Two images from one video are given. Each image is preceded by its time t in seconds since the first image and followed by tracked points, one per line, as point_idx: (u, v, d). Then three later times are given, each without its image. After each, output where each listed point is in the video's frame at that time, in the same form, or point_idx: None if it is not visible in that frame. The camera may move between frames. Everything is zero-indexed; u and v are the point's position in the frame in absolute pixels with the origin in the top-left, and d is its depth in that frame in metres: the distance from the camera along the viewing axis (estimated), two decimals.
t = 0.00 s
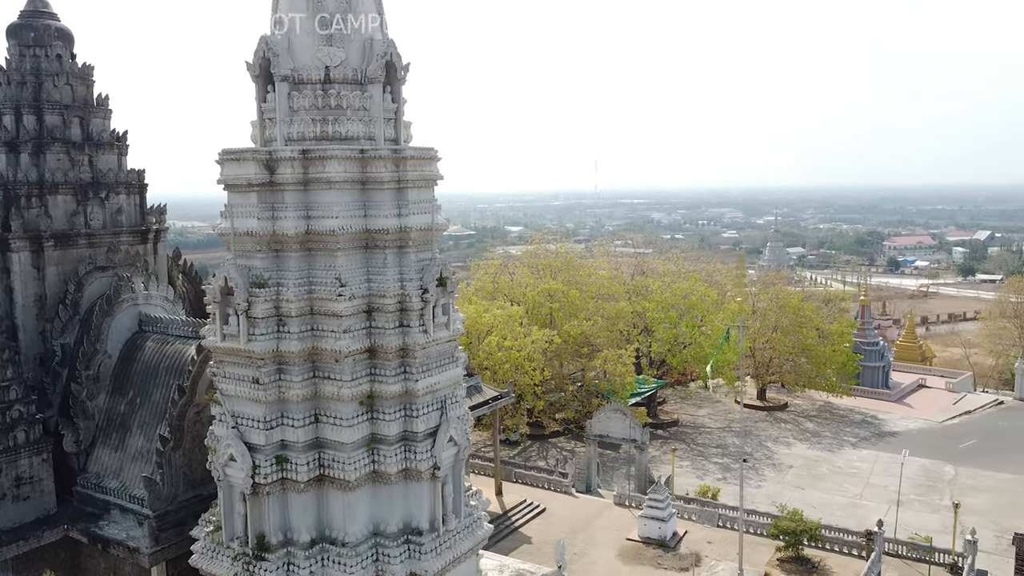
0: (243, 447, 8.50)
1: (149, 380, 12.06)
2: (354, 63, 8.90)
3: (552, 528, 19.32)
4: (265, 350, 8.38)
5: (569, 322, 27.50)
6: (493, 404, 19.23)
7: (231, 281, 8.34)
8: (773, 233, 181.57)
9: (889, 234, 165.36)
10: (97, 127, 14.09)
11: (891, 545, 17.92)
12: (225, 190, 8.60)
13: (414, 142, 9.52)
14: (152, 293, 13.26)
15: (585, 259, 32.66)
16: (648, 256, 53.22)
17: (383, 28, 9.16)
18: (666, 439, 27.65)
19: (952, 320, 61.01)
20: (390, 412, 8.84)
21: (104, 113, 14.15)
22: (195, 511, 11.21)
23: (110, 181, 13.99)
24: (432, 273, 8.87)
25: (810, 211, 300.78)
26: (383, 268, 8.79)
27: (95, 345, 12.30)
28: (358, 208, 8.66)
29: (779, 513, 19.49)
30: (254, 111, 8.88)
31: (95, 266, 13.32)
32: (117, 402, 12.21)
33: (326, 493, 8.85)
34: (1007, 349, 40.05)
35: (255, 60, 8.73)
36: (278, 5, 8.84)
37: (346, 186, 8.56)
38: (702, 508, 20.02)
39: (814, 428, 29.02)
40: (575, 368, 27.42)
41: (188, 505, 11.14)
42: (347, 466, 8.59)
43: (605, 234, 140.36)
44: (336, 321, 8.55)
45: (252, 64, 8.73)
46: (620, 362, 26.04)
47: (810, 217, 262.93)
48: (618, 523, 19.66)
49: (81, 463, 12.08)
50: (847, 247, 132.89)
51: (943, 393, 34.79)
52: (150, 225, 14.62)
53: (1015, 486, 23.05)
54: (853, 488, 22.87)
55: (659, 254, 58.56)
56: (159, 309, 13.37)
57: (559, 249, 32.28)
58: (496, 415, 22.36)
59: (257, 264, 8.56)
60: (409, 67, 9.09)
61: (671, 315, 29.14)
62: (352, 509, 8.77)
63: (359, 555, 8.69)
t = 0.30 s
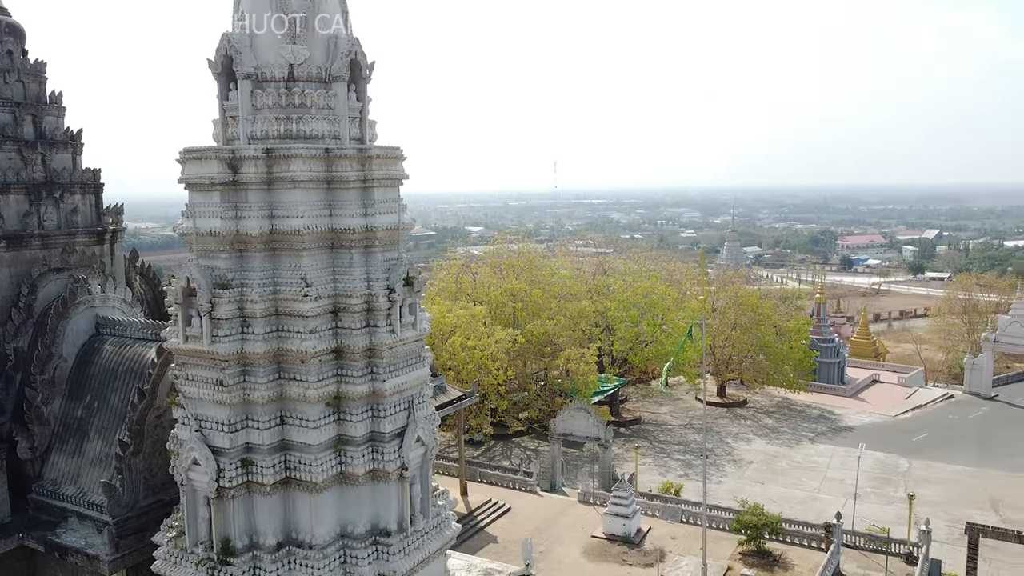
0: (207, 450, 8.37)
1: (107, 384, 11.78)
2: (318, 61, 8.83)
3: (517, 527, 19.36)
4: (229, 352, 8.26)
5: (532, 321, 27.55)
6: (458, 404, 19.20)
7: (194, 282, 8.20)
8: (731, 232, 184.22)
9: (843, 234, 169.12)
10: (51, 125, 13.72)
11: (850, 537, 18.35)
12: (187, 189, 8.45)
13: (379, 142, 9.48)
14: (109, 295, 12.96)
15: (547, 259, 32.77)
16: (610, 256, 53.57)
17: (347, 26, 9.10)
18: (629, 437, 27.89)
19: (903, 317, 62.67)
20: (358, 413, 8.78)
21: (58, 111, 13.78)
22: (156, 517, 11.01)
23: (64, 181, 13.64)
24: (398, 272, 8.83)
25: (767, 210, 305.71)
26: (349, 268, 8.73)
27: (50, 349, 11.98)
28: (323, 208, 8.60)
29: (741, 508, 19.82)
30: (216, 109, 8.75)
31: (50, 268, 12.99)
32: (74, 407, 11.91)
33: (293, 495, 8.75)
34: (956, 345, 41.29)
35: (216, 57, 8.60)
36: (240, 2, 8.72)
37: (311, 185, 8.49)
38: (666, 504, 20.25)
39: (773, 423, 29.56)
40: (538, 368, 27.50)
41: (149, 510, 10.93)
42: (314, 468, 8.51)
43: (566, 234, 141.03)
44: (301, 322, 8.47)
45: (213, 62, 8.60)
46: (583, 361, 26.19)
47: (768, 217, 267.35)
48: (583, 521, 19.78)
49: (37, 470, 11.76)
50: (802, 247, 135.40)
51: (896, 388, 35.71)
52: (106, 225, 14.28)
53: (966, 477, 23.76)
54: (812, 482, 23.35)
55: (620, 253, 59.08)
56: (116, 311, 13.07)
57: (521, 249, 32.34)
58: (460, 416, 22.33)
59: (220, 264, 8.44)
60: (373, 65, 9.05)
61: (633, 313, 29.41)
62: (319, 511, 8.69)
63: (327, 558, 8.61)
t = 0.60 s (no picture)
0: (168, 456, 8.21)
1: (61, 389, 11.46)
2: (279, 60, 8.73)
3: (481, 527, 19.37)
4: (191, 355, 8.12)
5: (493, 322, 27.53)
6: (420, 405, 19.14)
7: (154, 284, 8.04)
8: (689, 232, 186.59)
9: (797, 233, 172.61)
10: None
11: (807, 530, 18.76)
12: (146, 189, 8.29)
13: (342, 141, 9.41)
14: (62, 298, 12.63)
15: (508, 260, 32.82)
16: (570, 255, 53.85)
17: (309, 25, 9.02)
18: (590, 435, 28.11)
19: (855, 314, 64.27)
20: (322, 415, 8.71)
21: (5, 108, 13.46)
22: (114, 524, 10.78)
23: (13, 180, 13.31)
24: (363, 273, 8.78)
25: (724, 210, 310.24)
26: (312, 269, 8.65)
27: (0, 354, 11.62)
28: (286, 208, 8.52)
29: (701, 504, 20.12)
30: (175, 108, 8.60)
31: None
32: (25, 413, 11.54)
33: (256, 500, 8.64)
34: (905, 341, 42.49)
35: (175, 55, 8.44)
36: None
37: (273, 185, 8.40)
38: (628, 501, 20.46)
39: (730, 420, 30.07)
40: (499, 367, 27.51)
41: (106, 518, 10.69)
42: (278, 471, 8.41)
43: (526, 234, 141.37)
44: (264, 323, 8.37)
45: (172, 59, 8.44)
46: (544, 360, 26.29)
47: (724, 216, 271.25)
48: (546, 519, 19.87)
49: None
50: (756, 246, 137.84)
51: (849, 384, 36.62)
52: (59, 226, 13.92)
53: (917, 470, 24.48)
54: (769, 477, 23.82)
55: (579, 253, 59.49)
56: (70, 315, 12.75)
57: (482, 250, 32.31)
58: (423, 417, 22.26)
59: (180, 266, 8.29)
60: (336, 64, 8.98)
61: (593, 313, 29.64)
62: (284, 515, 8.59)
63: (292, 562, 8.52)
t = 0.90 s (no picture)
0: (127, 462, 8.05)
1: (13, 395, 11.13)
2: (240, 58, 8.63)
3: (444, 528, 19.33)
4: (151, 358, 7.97)
5: (454, 322, 27.42)
6: (382, 406, 19.02)
7: (111, 286, 7.87)
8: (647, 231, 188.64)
9: (752, 232, 175.76)
10: None
11: (766, 524, 19.14)
12: (103, 189, 8.11)
13: (304, 141, 9.33)
14: (12, 302, 12.31)
15: (468, 260, 32.75)
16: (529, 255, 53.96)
17: (269, 23, 8.93)
18: (552, 434, 28.25)
19: (807, 311, 65.77)
20: (286, 417, 8.62)
21: None
22: (71, 533, 10.51)
23: None
24: (327, 273, 8.72)
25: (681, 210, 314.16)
26: (275, 270, 8.56)
27: None
28: (248, 208, 8.41)
29: (662, 500, 20.39)
30: (132, 107, 8.42)
31: None
32: None
33: (220, 504, 8.51)
34: (856, 337, 43.58)
35: (131, 53, 8.28)
36: None
37: (235, 185, 8.30)
38: (590, 499, 20.64)
39: (689, 417, 30.51)
40: (460, 368, 27.47)
41: (61, 526, 10.41)
42: (242, 475, 8.30)
43: (485, 234, 141.32)
44: (227, 326, 8.24)
45: (129, 57, 8.28)
46: (505, 360, 26.33)
47: (681, 215, 274.94)
48: (509, 519, 19.93)
49: None
50: (712, 246, 139.91)
51: (803, 379, 37.46)
52: (7, 229, 13.57)
53: (869, 462, 25.17)
54: (727, 473, 24.24)
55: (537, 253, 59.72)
56: (20, 319, 12.42)
57: (442, 251, 32.17)
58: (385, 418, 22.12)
59: (139, 267, 8.12)
60: (298, 63, 8.90)
61: (553, 313, 29.81)
62: (248, 519, 8.48)
63: (257, 566, 8.41)
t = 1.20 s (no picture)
0: (92, 467, 7.89)
1: None
2: (205, 56, 8.51)
3: (412, 529, 19.27)
4: (116, 361, 7.82)
5: (419, 323, 27.21)
6: (349, 407, 18.87)
7: (74, 289, 7.70)
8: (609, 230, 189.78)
9: (712, 231, 178.06)
10: None
11: (730, 518, 19.45)
12: (65, 190, 7.94)
13: (271, 140, 9.24)
14: None
15: (432, 261, 32.57)
16: (492, 255, 53.94)
17: (235, 21, 8.82)
18: (517, 434, 28.32)
19: (766, 309, 66.88)
20: (256, 420, 8.52)
21: None
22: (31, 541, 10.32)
23: None
24: (296, 274, 8.65)
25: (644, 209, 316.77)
26: (243, 271, 8.47)
27: None
28: (215, 208, 8.31)
29: (628, 497, 20.60)
30: (94, 105, 8.26)
31: None
32: None
33: (188, 509, 8.40)
34: (814, 334, 44.46)
35: (93, 50, 8.12)
36: None
37: (201, 185, 8.20)
38: (557, 497, 20.76)
39: (653, 415, 30.84)
40: (426, 368, 27.37)
41: (21, 535, 10.22)
42: (210, 479, 8.18)
43: (447, 235, 140.81)
44: (194, 328, 8.13)
45: (90, 55, 8.12)
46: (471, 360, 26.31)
47: (644, 214, 277.10)
48: (477, 518, 19.95)
49: None
50: (673, 245, 141.49)
51: (763, 376, 38.11)
52: None
53: (828, 457, 25.72)
54: (691, 469, 24.56)
55: (499, 253, 59.71)
56: None
57: (407, 251, 31.90)
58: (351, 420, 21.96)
59: (102, 269, 7.97)
60: (264, 62, 8.82)
61: (518, 312, 29.90)
62: (216, 523, 8.37)
63: (226, 571, 8.30)
